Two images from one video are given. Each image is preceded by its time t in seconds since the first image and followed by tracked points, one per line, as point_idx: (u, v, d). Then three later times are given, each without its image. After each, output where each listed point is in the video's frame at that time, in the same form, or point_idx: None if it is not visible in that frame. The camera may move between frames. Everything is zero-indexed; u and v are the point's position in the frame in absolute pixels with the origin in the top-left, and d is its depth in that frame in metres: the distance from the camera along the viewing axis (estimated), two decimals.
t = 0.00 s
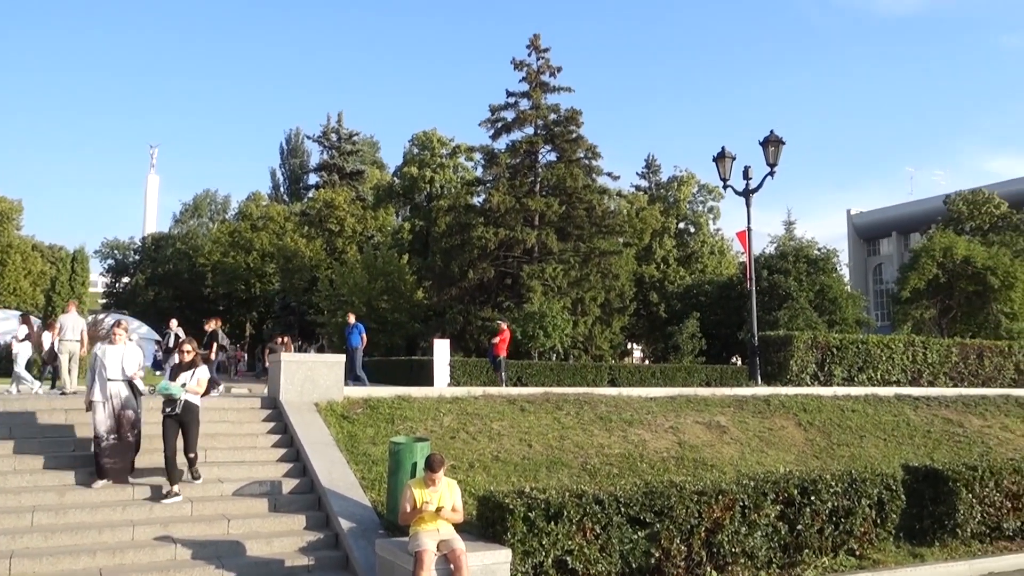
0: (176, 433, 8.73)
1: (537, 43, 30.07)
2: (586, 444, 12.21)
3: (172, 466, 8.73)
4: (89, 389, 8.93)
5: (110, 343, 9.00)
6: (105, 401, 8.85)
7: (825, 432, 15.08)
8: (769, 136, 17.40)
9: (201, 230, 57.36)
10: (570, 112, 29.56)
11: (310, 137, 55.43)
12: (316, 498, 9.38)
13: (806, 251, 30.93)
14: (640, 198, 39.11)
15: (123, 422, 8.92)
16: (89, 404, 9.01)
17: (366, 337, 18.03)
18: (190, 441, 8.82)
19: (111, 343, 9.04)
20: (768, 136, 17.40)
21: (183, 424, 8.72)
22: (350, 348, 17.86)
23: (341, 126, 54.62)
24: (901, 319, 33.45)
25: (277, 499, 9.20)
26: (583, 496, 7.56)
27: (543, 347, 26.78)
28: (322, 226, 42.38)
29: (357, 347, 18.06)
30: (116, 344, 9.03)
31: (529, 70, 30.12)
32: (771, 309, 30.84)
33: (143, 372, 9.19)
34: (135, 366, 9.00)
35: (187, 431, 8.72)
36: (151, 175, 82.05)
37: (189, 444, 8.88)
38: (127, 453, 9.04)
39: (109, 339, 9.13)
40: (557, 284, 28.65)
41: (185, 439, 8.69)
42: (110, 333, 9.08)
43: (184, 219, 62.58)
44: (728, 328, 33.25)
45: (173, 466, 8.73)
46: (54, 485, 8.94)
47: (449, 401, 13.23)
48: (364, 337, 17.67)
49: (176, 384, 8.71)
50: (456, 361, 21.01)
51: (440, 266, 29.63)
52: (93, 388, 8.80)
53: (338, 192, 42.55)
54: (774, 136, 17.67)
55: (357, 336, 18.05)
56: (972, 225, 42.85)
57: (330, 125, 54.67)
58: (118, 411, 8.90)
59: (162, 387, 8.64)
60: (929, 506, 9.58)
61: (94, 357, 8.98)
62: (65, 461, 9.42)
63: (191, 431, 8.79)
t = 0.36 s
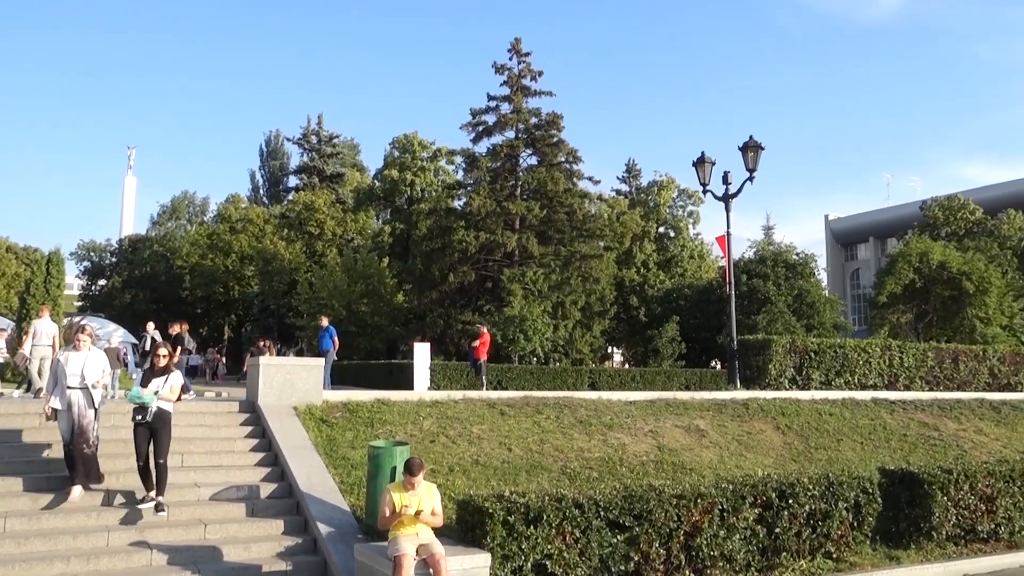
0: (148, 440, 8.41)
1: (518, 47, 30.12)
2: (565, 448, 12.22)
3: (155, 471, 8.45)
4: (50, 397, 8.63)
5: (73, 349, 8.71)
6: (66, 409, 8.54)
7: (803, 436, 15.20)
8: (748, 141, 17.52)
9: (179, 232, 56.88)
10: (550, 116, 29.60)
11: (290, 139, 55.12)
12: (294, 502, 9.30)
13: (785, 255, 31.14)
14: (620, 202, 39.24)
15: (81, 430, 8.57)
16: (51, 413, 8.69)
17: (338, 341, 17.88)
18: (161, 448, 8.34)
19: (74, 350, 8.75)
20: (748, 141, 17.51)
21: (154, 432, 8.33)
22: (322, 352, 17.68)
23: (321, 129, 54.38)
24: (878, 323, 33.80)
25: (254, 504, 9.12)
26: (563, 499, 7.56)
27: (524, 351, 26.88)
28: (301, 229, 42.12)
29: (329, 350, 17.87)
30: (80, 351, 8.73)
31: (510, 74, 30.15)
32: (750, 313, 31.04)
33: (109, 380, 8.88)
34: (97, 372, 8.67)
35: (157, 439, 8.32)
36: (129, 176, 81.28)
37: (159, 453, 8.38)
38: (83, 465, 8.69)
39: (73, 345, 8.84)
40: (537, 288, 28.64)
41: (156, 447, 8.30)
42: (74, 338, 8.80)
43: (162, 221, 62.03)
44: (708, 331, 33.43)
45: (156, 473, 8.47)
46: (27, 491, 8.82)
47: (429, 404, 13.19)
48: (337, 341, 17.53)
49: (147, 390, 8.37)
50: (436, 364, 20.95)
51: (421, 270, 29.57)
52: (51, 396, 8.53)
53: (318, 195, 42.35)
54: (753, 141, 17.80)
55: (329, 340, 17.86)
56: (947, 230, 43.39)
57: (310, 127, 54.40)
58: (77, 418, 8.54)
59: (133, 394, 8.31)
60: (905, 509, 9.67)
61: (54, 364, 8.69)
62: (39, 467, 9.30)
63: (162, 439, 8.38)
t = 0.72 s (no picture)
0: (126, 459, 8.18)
1: (500, 51, 30.16)
2: (547, 452, 12.23)
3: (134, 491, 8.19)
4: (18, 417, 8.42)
5: (39, 366, 8.50)
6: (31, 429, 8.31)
7: (782, 439, 15.30)
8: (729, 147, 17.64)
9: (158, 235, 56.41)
10: (532, 120, 29.64)
11: (271, 142, 54.85)
12: (275, 507, 9.26)
13: (765, 260, 31.32)
14: (602, 206, 39.36)
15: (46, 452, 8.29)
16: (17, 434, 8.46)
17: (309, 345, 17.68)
18: (142, 467, 8.13)
19: (41, 367, 8.53)
20: (729, 147, 17.63)
21: (135, 450, 8.12)
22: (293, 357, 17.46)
23: (303, 132, 54.14)
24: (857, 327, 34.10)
25: (234, 509, 9.07)
26: (544, 503, 7.56)
27: (505, 355, 27.00)
28: (282, 232, 41.89)
29: (300, 356, 17.70)
30: (47, 367, 8.51)
31: (492, 78, 30.19)
32: (730, 317, 31.21)
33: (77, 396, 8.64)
34: (62, 388, 8.44)
35: (137, 456, 8.11)
36: (108, 178, 80.55)
37: (138, 473, 8.15)
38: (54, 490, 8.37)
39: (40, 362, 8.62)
40: (519, 292, 28.65)
41: (136, 467, 8.07)
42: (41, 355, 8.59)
43: (141, 224, 61.49)
44: (689, 335, 33.61)
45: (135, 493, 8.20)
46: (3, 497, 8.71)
47: (411, 408, 13.17)
48: (308, 344, 17.30)
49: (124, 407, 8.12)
50: (417, 369, 20.90)
51: (402, 273, 29.51)
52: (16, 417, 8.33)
53: (299, 198, 42.15)
54: (733, 147, 17.92)
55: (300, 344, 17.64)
56: (924, 235, 43.86)
57: (292, 130, 54.13)
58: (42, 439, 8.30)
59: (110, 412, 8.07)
60: (883, 512, 9.76)
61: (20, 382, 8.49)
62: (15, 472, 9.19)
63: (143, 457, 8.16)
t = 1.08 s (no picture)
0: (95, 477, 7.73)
1: (483, 55, 30.19)
2: (529, 455, 12.22)
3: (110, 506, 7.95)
4: None
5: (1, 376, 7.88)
6: None
7: (763, 442, 15.39)
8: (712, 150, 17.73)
9: (138, 238, 55.94)
10: (516, 124, 29.67)
11: (253, 144, 54.58)
12: (255, 511, 9.18)
13: (747, 263, 31.50)
14: (585, 209, 39.47)
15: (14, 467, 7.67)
16: None
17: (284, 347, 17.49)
18: (113, 485, 7.83)
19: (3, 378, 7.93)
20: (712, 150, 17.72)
21: (105, 467, 7.73)
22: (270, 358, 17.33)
23: (285, 134, 53.92)
24: (837, 331, 34.36)
25: (214, 514, 8.98)
26: (525, 506, 7.55)
27: (489, 358, 27.01)
28: (264, 235, 41.69)
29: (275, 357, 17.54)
30: (10, 378, 7.93)
31: (476, 81, 30.21)
32: (713, 320, 31.37)
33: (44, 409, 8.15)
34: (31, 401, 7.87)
35: (107, 475, 7.75)
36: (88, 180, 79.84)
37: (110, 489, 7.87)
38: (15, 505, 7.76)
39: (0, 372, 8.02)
40: (502, 295, 28.63)
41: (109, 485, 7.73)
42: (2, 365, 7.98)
43: (121, 226, 60.96)
44: (671, 338, 33.74)
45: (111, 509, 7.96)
46: None
47: (393, 412, 13.12)
48: (282, 346, 17.09)
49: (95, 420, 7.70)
50: (400, 372, 20.83)
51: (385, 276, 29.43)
52: None
53: (282, 200, 41.96)
54: (716, 150, 18.02)
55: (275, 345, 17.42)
56: (904, 239, 44.22)
57: (274, 132, 53.89)
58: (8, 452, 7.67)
59: (79, 425, 7.64)
60: (863, 514, 9.82)
61: None
62: None
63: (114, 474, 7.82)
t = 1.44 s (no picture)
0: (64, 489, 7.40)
1: (470, 57, 30.20)
2: (515, 458, 12.23)
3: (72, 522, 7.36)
4: None
5: None
6: None
7: (748, 444, 15.46)
8: (698, 154, 17.83)
9: (122, 239, 55.56)
10: (502, 126, 29.69)
11: (239, 146, 54.34)
12: (239, 514, 9.14)
13: (733, 267, 31.65)
14: (571, 212, 39.56)
15: None
16: None
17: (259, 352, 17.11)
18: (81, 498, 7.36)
19: None
20: (698, 154, 17.81)
21: (75, 479, 7.36)
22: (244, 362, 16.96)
23: (271, 136, 53.73)
24: (822, 334, 34.56)
25: (197, 517, 8.93)
26: (511, 509, 7.54)
27: (475, 361, 26.98)
28: (249, 237, 41.52)
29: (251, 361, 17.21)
30: None
31: (463, 84, 30.21)
32: (698, 323, 31.50)
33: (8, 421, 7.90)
34: None
35: (77, 488, 7.36)
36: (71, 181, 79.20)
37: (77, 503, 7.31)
38: None
39: None
40: (488, 298, 28.63)
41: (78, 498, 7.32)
42: None
43: (105, 228, 60.50)
44: (657, 341, 33.83)
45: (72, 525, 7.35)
46: None
47: (378, 414, 13.09)
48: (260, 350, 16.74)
49: (65, 432, 7.31)
50: (386, 374, 20.78)
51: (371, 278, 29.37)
52: None
53: (267, 202, 41.80)
54: (701, 154, 18.10)
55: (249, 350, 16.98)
56: (887, 244, 44.45)
57: (260, 134, 53.70)
58: None
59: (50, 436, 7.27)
60: (846, 515, 9.87)
61: None
62: None
63: (82, 484, 7.39)
